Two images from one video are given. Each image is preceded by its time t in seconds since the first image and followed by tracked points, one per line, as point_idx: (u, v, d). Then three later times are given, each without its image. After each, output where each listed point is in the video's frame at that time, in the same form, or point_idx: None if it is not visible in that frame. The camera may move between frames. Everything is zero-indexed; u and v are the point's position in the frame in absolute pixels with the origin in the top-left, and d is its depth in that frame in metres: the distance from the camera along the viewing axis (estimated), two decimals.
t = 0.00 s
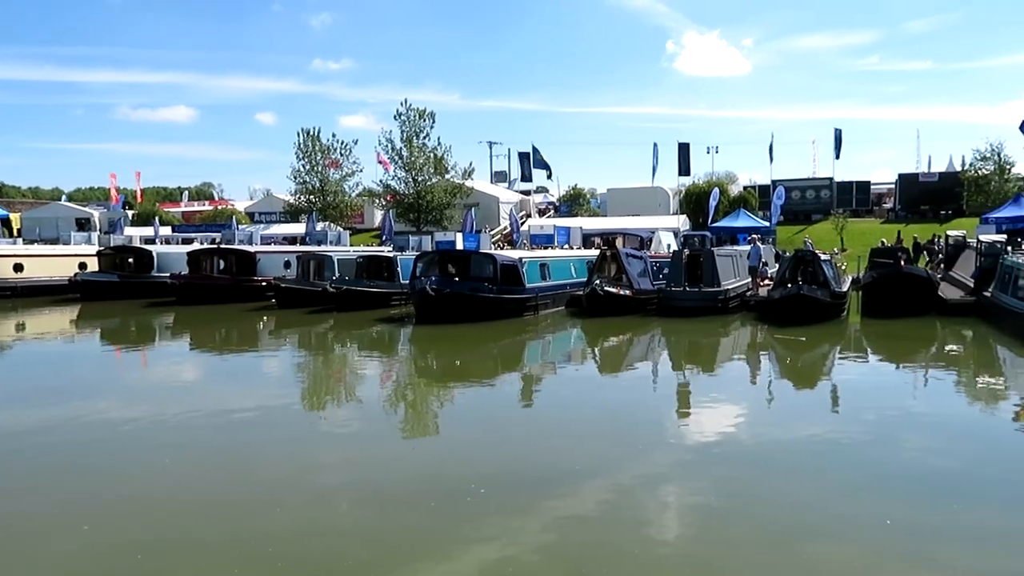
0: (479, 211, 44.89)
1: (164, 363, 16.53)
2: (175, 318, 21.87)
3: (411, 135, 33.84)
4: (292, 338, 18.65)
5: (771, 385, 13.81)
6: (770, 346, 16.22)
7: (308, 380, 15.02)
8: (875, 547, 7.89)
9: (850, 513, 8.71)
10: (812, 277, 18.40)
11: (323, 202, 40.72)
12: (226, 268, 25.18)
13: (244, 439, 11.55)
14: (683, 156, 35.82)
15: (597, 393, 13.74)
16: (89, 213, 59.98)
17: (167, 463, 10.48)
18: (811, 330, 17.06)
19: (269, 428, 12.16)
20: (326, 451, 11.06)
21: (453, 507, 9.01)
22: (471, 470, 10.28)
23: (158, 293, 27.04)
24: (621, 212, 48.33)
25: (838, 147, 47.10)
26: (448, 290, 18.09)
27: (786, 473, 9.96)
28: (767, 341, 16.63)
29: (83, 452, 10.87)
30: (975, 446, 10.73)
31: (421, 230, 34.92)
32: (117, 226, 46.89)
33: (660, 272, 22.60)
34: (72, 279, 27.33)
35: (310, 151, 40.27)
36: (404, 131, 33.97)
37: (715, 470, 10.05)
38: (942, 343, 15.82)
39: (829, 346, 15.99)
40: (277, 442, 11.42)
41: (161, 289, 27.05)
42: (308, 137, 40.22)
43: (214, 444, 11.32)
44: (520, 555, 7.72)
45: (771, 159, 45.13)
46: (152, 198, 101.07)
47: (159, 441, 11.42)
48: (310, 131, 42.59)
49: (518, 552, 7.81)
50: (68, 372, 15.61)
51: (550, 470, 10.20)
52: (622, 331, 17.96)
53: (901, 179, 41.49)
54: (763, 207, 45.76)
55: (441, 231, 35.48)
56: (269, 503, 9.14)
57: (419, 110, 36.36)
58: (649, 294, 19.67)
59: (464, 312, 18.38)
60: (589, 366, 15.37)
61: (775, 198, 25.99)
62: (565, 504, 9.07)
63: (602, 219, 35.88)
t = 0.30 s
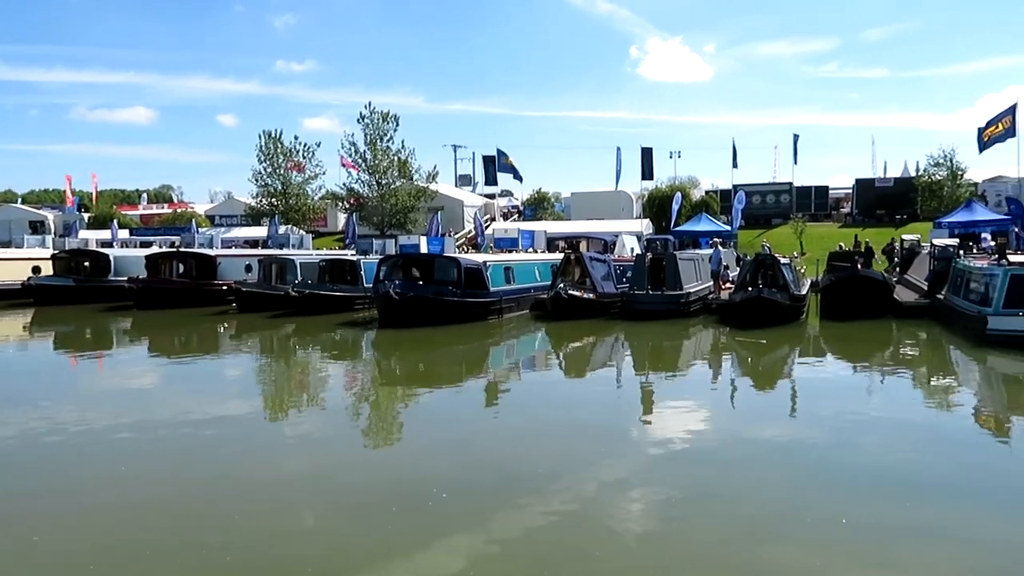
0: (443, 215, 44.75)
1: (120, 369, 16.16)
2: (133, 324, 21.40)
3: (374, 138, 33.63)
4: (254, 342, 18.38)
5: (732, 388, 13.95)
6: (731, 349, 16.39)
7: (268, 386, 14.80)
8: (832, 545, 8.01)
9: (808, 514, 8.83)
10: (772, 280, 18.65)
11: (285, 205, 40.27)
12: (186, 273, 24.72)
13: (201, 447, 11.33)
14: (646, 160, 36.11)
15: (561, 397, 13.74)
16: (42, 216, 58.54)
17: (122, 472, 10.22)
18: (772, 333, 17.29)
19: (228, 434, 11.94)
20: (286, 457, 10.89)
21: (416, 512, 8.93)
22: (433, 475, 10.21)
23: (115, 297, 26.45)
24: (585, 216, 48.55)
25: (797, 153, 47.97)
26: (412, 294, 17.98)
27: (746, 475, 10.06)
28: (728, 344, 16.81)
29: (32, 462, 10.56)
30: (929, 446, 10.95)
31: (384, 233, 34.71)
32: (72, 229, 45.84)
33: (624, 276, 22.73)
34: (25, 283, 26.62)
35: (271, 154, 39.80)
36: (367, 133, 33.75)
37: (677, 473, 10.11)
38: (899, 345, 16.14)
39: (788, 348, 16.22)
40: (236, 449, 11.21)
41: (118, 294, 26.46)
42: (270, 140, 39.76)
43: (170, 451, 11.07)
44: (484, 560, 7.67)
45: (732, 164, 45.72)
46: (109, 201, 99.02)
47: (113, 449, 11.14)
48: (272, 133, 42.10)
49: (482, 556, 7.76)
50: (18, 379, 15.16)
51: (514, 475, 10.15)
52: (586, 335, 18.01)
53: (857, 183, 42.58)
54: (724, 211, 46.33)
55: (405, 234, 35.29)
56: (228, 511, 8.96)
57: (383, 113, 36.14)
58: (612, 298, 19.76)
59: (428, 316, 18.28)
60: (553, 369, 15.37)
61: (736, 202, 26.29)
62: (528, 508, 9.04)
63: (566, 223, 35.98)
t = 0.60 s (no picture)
0: (404, 218, 44.56)
1: (69, 375, 15.78)
2: (83, 328, 20.91)
3: (333, 140, 33.34)
4: (209, 347, 18.08)
5: (689, 389, 14.10)
6: (690, 351, 16.57)
7: (224, 391, 14.57)
8: (783, 545, 8.12)
9: (760, 513, 8.95)
10: (729, 282, 18.91)
11: (242, 207, 39.73)
12: (139, 276, 24.31)
13: (151, 453, 11.11)
14: (606, 164, 36.37)
15: (519, 399, 13.76)
16: None
17: (70, 480, 9.98)
18: (729, 335, 17.53)
19: (180, 440, 11.74)
20: (241, 462, 10.75)
21: (372, 517, 8.85)
22: (390, 479, 10.15)
23: (65, 301, 25.82)
24: (545, 219, 48.71)
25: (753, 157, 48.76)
26: (371, 297, 17.88)
27: (702, 476, 10.17)
28: (686, 346, 16.99)
29: None
30: (878, 444, 11.19)
31: (344, 236, 34.45)
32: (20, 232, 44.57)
33: (583, 279, 22.88)
34: None
35: (227, 155, 39.27)
36: (326, 135, 33.46)
37: (633, 474, 10.18)
38: (851, 346, 16.49)
39: (745, 350, 16.46)
40: (188, 455, 11.02)
41: (69, 298, 25.83)
42: (225, 141, 39.22)
43: (120, 459, 10.84)
44: (439, 564, 7.63)
45: (690, 168, 46.27)
46: (60, 203, 96.64)
47: (60, 456, 10.88)
48: (228, 134, 41.52)
49: (438, 561, 7.71)
50: None
51: (471, 478, 10.13)
52: (546, 337, 18.08)
53: (811, 188, 43.33)
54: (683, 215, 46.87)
55: (365, 237, 35.03)
56: (180, 518, 8.79)
57: (342, 115, 35.84)
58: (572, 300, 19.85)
59: (387, 320, 18.18)
60: (513, 372, 15.38)
61: (694, 205, 26.60)
62: (485, 511, 9.02)
63: (527, 226, 36.06)
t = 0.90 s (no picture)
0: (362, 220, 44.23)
1: (14, 379, 15.31)
2: (30, 331, 20.31)
3: (290, 141, 32.94)
4: (162, 350, 17.72)
5: (646, 390, 14.23)
6: (647, 353, 16.72)
7: (176, 395, 14.28)
8: (736, 544, 8.20)
9: (713, 513, 9.03)
10: (686, 284, 19.13)
11: (196, 208, 39.03)
12: (88, 278, 23.74)
13: (99, 458, 10.84)
14: (565, 168, 36.55)
15: (477, 401, 13.74)
16: None
17: (12, 488, 9.67)
18: (685, 337, 17.73)
19: (129, 445, 11.47)
20: (193, 467, 10.54)
21: (325, 521, 8.74)
22: (343, 482, 10.03)
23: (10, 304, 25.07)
24: (504, 222, 48.77)
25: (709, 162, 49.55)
26: (328, 299, 17.70)
27: (658, 476, 10.25)
28: (644, 348, 17.14)
29: None
30: (828, 443, 11.41)
31: (301, 238, 34.07)
32: None
33: (542, 281, 22.97)
34: None
35: (181, 155, 38.57)
36: (283, 136, 33.04)
37: (590, 475, 10.21)
38: (804, 347, 16.80)
39: (701, 351, 16.66)
40: (136, 461, 10.75)
41: (14, 300, 25.09)
42: (179, 141, 38.52)
43: (65, 464, 10.54)
44: (393, 569, 7.54)
45: (648, 171, 46.73)
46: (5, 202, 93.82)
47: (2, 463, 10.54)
48: (182, 134, 40.77)
49: (392, 564, 7.65)
50: None
51: (425, 481, 10.06)
52: (505, 340, 18.08)
53: (765, 193, 44.13)
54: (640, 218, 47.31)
55: (323, 239, 34.67)
56: (127, 526, 8.58)
57: (300, 115, 35.43)
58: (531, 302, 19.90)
59: (345, 322, 18.02)
60: (471, 374, 15.36)
61: (652, 208, 26.86)
62: (441, 514, 8.96)
63: (486, 229, 36.07)
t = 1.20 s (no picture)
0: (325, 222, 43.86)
1: None
2: None
3: (252, 141, 32.54)
4: (119, 354, 17.38)
5: (609, 391, 14.31)
6: (611, 354, 16.82)
7: (132, 399, 14.02)
8: (697, 543, 8.25)
9: (675, 513, 9.09)
10: (648, 286, 19.29)
11: (154, 209, 38.36)
12: (42, 280, 23.20)
13: (50, 464, 10.58)
14: (529, 170, 36.66)
15: (439, 404, 13.67)
16: None
17: None
18: (648, 338, 17.86)
19: (82, 450, 11.21)
20: (149, 472, 10.34)
21: (284, 526, 8.61)
22: (303, 487, 9.89)
23: None
24: (468, 224, 48.75)
25: (671, 165, 50.03)
26: (290, 301, 17.52)
27: (621, 476, 10.30)
28: (608, 349, 17.23)
29: None
30: (787, 442, 11.57)
31: (262, 239, 33.67)
32: None
33: (506, 283, 22.97)
34: None
35: (139, 155, 37.93)
36: (244, 136, 32.62)
37: (553, 477, 10.20)
38: (764, 348, 17.04)
39: (663, 353, 16.80)
40: (89, 467, 10.50)
41: None
42: (136, 141, 37.88)
43: (14, 471, 10.26)
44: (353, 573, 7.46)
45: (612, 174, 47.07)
46: None
47: None
48: (141, 133, 40.07)
49: (356, 569, 7.55)
50: None
51: (387, 485, 9.97)
52: (469, 342, 18.05)
53: (726, 195, 44.83)
54: (603, 221, 47.63)
55: (284, 241, 34.30)
56: (79, 534, 8.36)
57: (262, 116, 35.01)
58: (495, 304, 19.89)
59: (307, 325, 17.84)
60: (434, 377, 15.30)
61: (615, 211, 27.05)
62: (404, 518, 8.89)
63: (450, 231, 36.03)
